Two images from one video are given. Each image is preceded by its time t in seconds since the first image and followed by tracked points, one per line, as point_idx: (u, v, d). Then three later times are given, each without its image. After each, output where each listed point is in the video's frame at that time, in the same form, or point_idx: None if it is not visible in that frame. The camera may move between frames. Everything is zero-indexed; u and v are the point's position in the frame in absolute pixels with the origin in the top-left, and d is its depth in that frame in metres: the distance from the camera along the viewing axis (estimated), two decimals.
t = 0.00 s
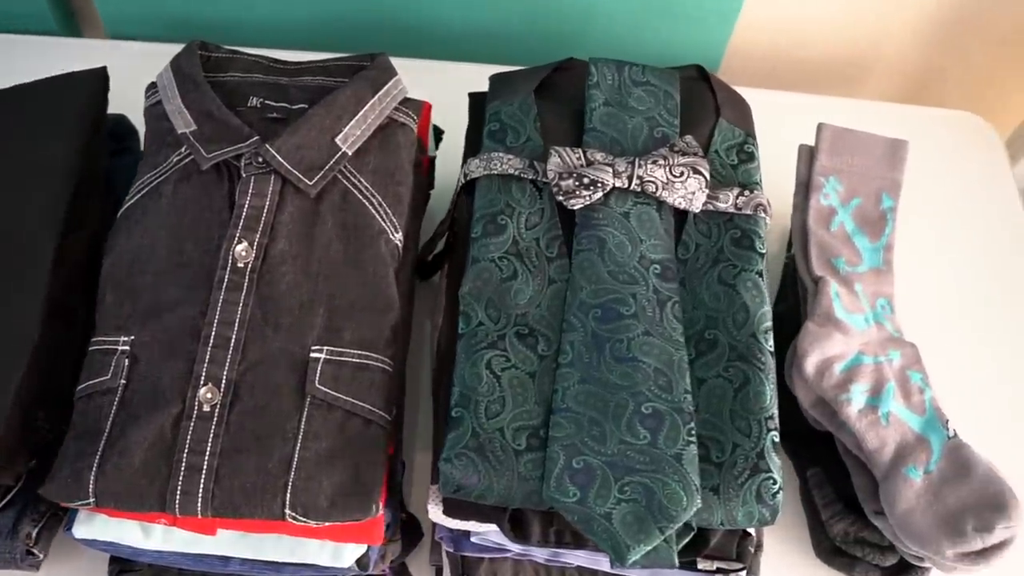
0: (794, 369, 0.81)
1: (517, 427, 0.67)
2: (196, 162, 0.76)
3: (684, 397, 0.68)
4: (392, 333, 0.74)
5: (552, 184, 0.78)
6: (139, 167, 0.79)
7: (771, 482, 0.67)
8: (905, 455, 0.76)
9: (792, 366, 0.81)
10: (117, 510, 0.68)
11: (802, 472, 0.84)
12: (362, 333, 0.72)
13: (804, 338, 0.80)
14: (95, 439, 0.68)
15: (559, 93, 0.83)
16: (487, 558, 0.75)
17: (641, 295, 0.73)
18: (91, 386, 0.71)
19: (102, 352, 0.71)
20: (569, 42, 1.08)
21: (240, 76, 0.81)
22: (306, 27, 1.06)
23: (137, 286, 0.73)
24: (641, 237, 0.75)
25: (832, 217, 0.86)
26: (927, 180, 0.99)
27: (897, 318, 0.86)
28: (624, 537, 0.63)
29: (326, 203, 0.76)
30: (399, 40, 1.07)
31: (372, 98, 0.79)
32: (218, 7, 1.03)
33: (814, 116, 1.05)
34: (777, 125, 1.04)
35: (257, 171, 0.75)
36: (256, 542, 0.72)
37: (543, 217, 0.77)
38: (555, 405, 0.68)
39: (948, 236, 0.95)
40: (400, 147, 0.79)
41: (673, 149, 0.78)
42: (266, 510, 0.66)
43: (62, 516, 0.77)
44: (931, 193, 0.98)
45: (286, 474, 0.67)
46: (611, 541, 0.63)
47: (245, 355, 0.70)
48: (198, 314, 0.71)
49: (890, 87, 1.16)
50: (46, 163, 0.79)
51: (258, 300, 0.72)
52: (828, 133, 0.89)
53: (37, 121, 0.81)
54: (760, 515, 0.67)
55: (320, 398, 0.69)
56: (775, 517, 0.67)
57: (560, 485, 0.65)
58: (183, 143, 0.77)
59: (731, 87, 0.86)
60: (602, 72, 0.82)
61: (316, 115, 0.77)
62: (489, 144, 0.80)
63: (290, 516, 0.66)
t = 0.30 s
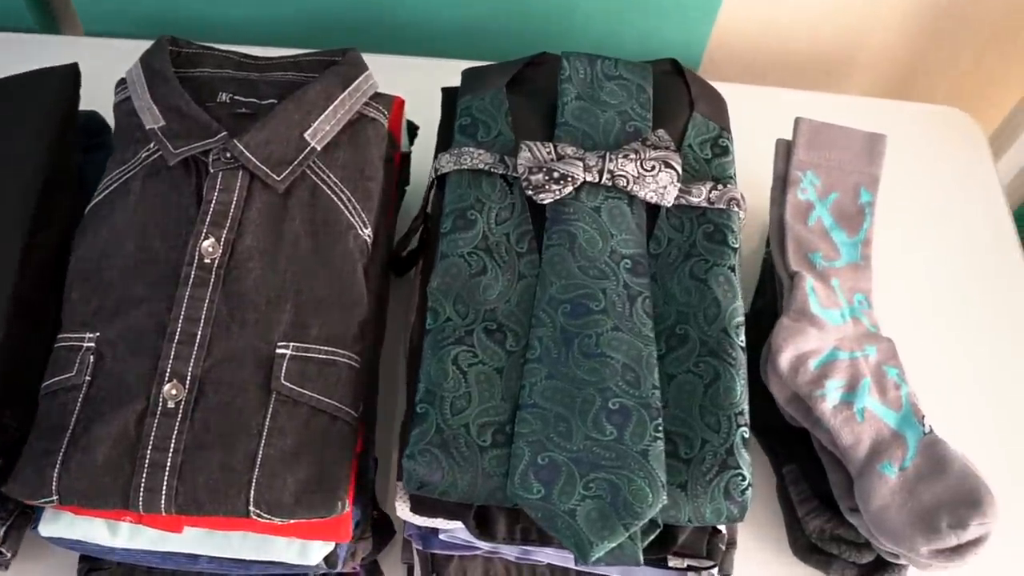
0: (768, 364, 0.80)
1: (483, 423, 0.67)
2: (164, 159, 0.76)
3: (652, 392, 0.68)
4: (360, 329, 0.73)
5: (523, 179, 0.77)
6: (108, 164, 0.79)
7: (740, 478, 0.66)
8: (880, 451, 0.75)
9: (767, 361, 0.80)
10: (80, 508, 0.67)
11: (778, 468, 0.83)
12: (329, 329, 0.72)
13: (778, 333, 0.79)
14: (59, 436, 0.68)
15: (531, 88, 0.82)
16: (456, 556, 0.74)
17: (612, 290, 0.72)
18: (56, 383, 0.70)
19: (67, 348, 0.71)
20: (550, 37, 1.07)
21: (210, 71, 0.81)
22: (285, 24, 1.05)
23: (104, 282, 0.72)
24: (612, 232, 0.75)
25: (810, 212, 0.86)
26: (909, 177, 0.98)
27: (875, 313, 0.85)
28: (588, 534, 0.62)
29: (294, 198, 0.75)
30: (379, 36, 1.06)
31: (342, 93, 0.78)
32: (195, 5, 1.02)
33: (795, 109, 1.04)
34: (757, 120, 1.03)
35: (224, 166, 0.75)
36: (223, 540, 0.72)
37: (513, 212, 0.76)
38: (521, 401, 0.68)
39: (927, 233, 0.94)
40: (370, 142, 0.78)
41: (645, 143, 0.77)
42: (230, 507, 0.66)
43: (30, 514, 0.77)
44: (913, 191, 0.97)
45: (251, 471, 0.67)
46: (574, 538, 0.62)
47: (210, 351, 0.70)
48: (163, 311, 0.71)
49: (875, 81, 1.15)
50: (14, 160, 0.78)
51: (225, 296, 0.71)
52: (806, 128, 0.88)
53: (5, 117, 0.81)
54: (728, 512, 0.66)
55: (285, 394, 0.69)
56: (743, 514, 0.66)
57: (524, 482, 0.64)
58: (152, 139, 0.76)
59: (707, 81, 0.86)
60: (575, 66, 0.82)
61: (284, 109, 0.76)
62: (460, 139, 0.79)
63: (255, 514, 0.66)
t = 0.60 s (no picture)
0: (746, 358, 0.79)
1: (453, 416, 0.67)
2: (136, 152, 0.76)
3: (623, 385, 0.67)
4: (332, 323, 0.73)
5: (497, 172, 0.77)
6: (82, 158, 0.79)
7: (712, 472, 0.66)
8: (857, 445, 0.74)
9: (744, 355, 0.79)
10: (49, 502, 0.67)
11: (757, 463, 0.82)
12: (300, 323, 0.71)
13: (755, 327, 0.79)
14: (28, 430, 0.68)
15: (507, 81, 0.82)
16: (430, 551, 0.74)
17: (585, 283, 0.71)
18: (25, 377, 0.70)
19: (37, 342, 0.71)
20: (532, 31, 1.06)
21: (184, 65, 0.81)
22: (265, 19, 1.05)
23: (75, 276, 0.72)
24: (586, 225, 0.74)
25: (789, 205, 0.85)
26: (892, 175, 0.98)
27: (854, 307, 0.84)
28: (555, 527, 0.62)
29: (267, 192, 0.75)
30: (360, 31, 1.06)
31: (316, 87, 0.78)
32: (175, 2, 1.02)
33: (780, 103, 1.04)
34: (742, 115, 1.02)
35: (197, 159, 0.74)
36: (195, 534, 0.71)
37: (487, 205, 0.76)
38: (492, 394, 0.67)
39: (909, 230, 0.94)
40: (344, 136, 0.78)
41: (620, 135, 0.77)
42: (198, 501, 0.66)
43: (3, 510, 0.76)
44: (896, 189, 0.97)
45: (219, 464, 0.66)
46: (541, 531, 0.62)
47: (181, 345, 0.69)
48: (133, 304, 0.70)
49: (864, 72, 1.14)
50: None
51: (195, 290, 0.71)
52: (785, 121, 0.87)
53: None
54: (699, 505, 0.65)
55: (255, 387, 0.69)
56: (715, 508, 0.66)
57: (492, 475, 0.64)
58: (124, 133, 0.76)
59: (684, 74, 0.85)
60: (550, 58, 0.81)
61: (257, 103, 0.76)
62: (435, 132, 0.79)
63: (223, 508, 0.66)
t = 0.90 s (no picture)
0: (729, 354, 0.79)
1: (431, 413, 0.66)
2: (117, 149, 0.75)
3: (602, 381, 0.67)
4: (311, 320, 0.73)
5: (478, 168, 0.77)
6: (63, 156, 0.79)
7: (692, 468, 0.65)
8: (841, 441, 0.74)
9: (728, 351, 0.79)
10: (27, 500, 0.67)
11: (742, 460, 0.82)
12: (279, 320, 0.71)
13: (738, 323, 0.78)
14: (6, 427, 0.67)
15: (489, 77, 0.82)
16: (411, 548, 0.73)
17: (565, 280, 0.71)
18: (4, 374, 0.70)
19: (16, 339, 0.70)
20: (519, 28, 1.06)
21: (166, 62, 0.81)
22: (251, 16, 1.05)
23: (54, 273, 0.72)
24: (567, 220, 0.74)
25: (774, 201, 0.84)
26: (882, 173, 0.97)
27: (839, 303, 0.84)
28: (532, 524, 0.62)
29: (247, 188, 0.74)
30: (346, 27, 1.06)
31: (297, 83, 0.78)
32: None
33: (769, 98, 1.03)
34: (730, 111, 1.02)
35: (176, 156, 0.74)
36: (174, 532, 0.71)
37: (468, 201, 0.75)
38: (470, 391, 0.67)
39: (897, 228, 0.94)
40: (324, 133, 0.78)
41: (601, 131, 0.76)
42: (176, 498, 0.65)
43: None
44: (885, 188, 0.96)
45: (197, 461, 0.66)
46: (517, 528, 0.62)
47: (159, 341, 0.69)
48: (112, 301, 0.70)
49: (854, 67, 1.14)
50: None
51: (174, 286, 0.71)
52: (770, 117, 0.87)
53: None
54: (679, 502, 0.65)
55: (234, 384, 0.68)
56: (695, 504, 0.65)
57: (470, 471, 0.63)
58: (105, 130, 0.76)
59: (668, 70, 0.85)
60: (532, 54, 0.81)
61: (237, 99, 0.76)
62: (416, 128, 0.79)
63: (201, 505, 0.66)
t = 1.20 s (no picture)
0: (716, 355, 0.78)
1: (412, 414, 0.66)
2: (99, 150, 0.75)
3: (585, 382, 0.66)
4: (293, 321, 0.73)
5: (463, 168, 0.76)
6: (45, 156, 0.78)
7: (675, 470, 0.65)
8: (828, 442, 0.73)
9: (714, 352, 0.78)
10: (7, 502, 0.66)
11: (729, 461, 0.81)
12: (261, 321, 0.71)
13: (725, 323, 0.77)
14: None
15: (475, 76, 0.81)
16: (395, 550, 0.73)
17: (549, 280, 0.70)
18: None
19: None
20: (508, 26, 1.05)
21: (149, 62, 0.80)
22: (239, 15, 1.04)
23: (36, 274, 0.72)
24: (552, 220, 0.73)
25: (762, 200, 0.84)
26: (874, 173, 0.97)
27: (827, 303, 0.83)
28: (513, 527, 0.61)
29: (229, 189, 0.74)
30: (334, 25, 1.06)
31: (280, 83, 0.78)
32: None
33: (758, 96, 1.03)
34: (719, 108, 1.02)
35: (158, 156, 0.73)
36: (156, 534, 0.70)
37: (452, 201, 0.75)
38: (452, 392, 0.66)
39: (888, 228, 0.93)
40: (308, 133, 0.78)
41: (586, 130, 0.76)
42: (156, 500, 0.65)
43: None
44: (877, 188, 0.96)
45: (177, 463, 0.66)
46: (498, 530, 0.61)
47: (140, 343, 0.69)
48: (94, 302, 0.70)
49: (847, 63, 1.13)
50: None
51: (156, 287, 0.70)
52: (758, 115, 0.86)
53: None
54: (662, 504, 0.65)
55: (215, 385, 0.68)
56: (678, 506, 0.65)
57: (450, 473, 0.63)
58: (87, 130, 0.76)
59: (655, 68, 0.84)
60: (517, 52, 0.81)
61: (219, 98, 0.75)
62: (400, 128, 0.78)
63: (182, 507, 0.65)
